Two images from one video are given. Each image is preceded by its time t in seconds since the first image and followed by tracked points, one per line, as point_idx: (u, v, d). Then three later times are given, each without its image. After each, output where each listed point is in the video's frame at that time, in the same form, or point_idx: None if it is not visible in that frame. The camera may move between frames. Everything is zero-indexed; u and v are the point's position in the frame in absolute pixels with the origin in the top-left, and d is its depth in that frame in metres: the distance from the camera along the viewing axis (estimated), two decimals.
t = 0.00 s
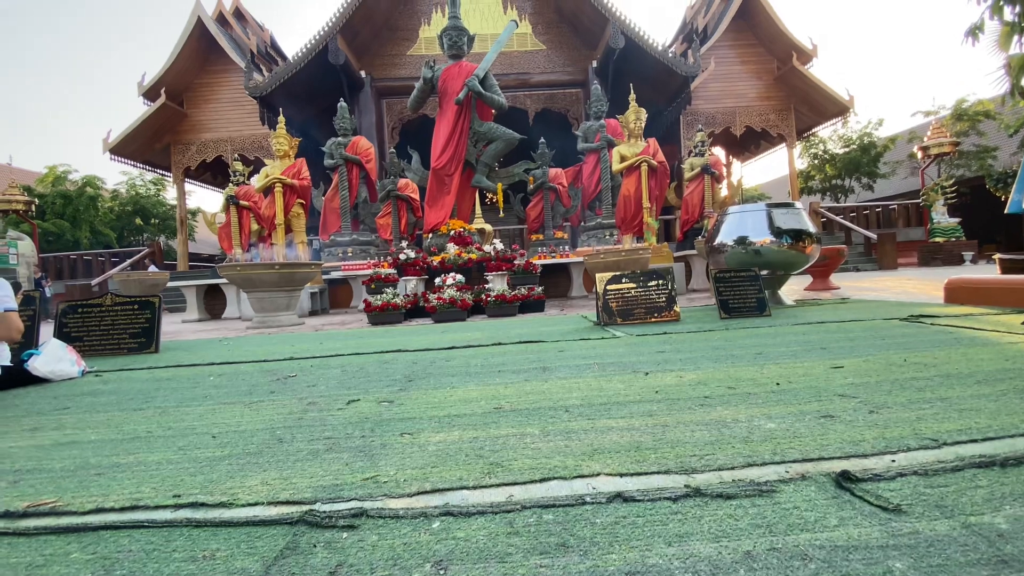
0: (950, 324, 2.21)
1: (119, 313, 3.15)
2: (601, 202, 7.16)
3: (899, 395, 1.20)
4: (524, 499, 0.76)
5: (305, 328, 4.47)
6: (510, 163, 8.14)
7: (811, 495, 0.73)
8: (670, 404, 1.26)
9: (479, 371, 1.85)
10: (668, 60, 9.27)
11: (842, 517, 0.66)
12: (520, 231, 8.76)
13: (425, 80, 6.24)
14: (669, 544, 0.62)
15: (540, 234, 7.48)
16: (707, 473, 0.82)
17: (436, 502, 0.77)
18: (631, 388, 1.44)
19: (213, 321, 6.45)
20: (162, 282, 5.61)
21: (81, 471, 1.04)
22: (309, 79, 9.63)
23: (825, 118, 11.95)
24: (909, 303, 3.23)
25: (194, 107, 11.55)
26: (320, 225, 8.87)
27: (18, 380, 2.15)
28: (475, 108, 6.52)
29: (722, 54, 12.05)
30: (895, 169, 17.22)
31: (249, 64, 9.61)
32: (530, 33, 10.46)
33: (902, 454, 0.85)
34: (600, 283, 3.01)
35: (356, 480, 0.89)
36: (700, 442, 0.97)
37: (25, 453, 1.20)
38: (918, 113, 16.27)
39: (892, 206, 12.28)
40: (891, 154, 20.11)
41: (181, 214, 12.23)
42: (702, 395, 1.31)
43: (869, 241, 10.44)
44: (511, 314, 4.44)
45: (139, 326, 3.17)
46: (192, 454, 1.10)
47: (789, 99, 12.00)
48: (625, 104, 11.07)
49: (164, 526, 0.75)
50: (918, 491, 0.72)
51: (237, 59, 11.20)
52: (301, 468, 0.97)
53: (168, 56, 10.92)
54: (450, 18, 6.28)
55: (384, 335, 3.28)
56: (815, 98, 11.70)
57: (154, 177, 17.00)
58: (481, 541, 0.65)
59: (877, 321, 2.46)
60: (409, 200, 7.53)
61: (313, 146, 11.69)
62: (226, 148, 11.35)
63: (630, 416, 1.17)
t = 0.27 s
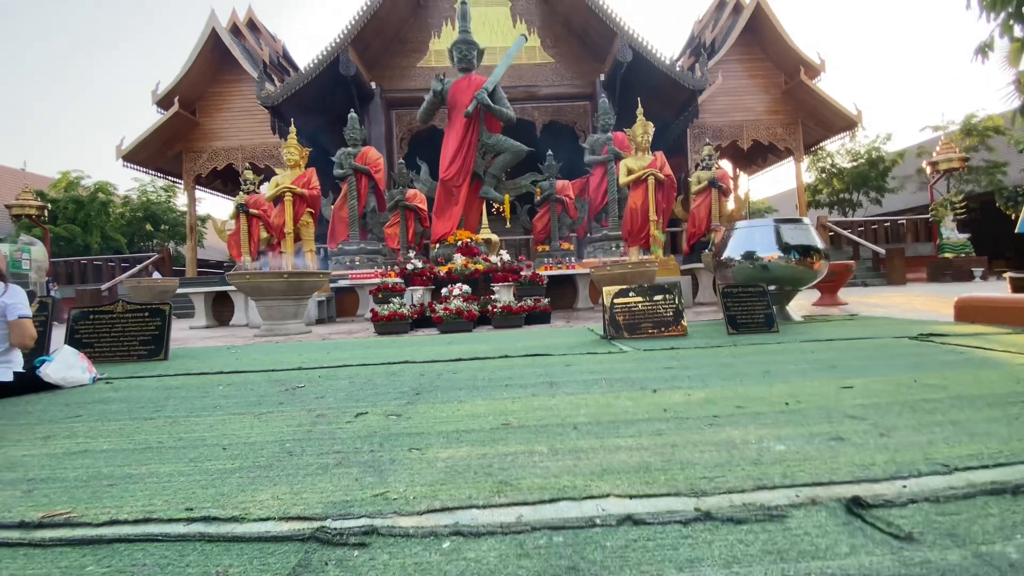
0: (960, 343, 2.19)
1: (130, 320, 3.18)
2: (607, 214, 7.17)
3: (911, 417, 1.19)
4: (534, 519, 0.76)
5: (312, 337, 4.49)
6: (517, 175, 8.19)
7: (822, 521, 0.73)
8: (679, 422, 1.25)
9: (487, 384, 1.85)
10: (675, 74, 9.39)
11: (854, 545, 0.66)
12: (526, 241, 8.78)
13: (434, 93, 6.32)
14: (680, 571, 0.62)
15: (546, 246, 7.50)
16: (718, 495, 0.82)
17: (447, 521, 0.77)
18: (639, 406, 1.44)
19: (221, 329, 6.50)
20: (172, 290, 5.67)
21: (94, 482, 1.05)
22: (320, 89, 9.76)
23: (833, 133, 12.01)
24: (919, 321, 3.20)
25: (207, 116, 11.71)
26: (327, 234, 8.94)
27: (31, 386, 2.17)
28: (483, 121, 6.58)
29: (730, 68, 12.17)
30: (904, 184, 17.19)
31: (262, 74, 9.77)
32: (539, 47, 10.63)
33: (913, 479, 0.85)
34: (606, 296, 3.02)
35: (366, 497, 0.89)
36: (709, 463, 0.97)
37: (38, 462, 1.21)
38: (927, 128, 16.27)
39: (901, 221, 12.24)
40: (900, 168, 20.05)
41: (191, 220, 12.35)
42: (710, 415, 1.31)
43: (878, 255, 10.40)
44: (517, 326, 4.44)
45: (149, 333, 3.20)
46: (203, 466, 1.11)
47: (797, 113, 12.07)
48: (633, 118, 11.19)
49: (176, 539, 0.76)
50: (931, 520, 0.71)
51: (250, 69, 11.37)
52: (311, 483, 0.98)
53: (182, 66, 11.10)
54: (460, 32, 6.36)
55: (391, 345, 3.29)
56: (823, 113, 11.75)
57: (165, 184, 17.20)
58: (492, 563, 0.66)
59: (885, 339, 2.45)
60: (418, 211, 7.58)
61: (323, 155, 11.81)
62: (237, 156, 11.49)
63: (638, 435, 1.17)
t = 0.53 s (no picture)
0: (969, 361, 2.17)
1: (139, 323, 3.20)
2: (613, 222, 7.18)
3: (919, 438, 1.18)
4: (541, 540, 0.76)
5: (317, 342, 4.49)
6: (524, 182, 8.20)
7: (830, 547, 0.73)
8: (686, 440, 1.25)
9: (493, 396, 1.85)
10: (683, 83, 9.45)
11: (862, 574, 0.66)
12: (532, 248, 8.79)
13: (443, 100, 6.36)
14: None
15: (552, 253, 7.50)
16: (725, 518, 0.82)
17: (455, 539, 0.78)
18: (645, 421, 1.44)
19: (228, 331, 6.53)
20: (180, 292, 5.70)
21: (104, 490, 1.06)
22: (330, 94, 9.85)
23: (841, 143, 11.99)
24: (928, 336, 3.18)
25: (217, 119, 11.82)
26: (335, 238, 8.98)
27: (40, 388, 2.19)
28: (491, 129, 6.61)
29: (738, 78, 12.21)
30: (912, 195, 17.13)
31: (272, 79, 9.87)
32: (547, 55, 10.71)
33: (923, 505, 0.84)
34: (612, 307, 3.01)
35: (374, 511, 0.90)
36: (716, 484, 0.97)
37: (48, 468, 1.22)
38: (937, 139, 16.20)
39: (909, 233, 12.19)
40: (908, 180, 19.96)
41: (200, 222, 12.44)
42: (716, 432, 1.31)
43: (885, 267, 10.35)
44: (522, 334, 4.43)
45: (157, 336, 3.21)
46: (212, 476, 1.12)
47: (805, 123, 12.08)
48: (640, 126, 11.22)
49: (186, 553, 0.76)
50: (940, 548, 0.71)
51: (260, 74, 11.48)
52: (319, 495, 0.98)
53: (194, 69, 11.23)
54: (469, 41, 6.41)
55: (396, 352, 3.30)
56: (831, 124, 11.75)
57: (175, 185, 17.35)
58: None
59: (893, 355, 2.44)
60: (424, 216, 7.61)
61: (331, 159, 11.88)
62: (247, 160, 11.59)
63: (644, 452, 1.17)
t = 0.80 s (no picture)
0: (982, 378, 2.15)
1: (150, 328, 3.23)
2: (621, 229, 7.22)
3: (929, 458, 1.18)
4: (549, 558, 0.77)
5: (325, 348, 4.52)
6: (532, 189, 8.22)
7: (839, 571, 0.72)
8: (694, 456, 1.25)
9: (500, 406, 1.86)
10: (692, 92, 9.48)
11: None
12: (539, 255, 8.81)
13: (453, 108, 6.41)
14: None
15: (559, 261, 7.51)
16: (734, 538, 0.82)
17: (464, 555, 0.79)
18: (653, 436, 1.44)
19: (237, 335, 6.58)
20: (191, 295, 5.75)
21: (117, 496, 1.07)
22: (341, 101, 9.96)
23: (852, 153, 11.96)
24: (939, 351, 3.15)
25: (230, 124, 11.96)
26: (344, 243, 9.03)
27: (55, 392, 2.23)
28: (500, 137, 6.64)
29: (747, 87, 12.22)
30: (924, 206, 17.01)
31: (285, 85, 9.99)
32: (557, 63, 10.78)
33: (934, 528, 0.84)
34: (620, 317, 3.01)
35: (383, 524, 0.90)
36: (725, 502, 0.97)
37: (62, 473, 1.24)
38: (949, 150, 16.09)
39: (921, 244, 12.11)
40: (920, 190, 19.81)
41: (211, 225, 12.57)
42: (725, 448, 1.30)
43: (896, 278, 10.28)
44: (529, 342, 4.42)
45: (168, 341, 3.24)
46: (222, 485, 1.13)
47: (815, 132, 12.06)
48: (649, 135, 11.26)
49: (197, 564, 0.77)
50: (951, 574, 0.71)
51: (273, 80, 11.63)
52: (329, 506, 0.99)
53: (208, 76, 11.37)
54: (480, 50, 6.46)
55: (404, 359, 3.31)
56: (842, 134, 11.71)
57: (186, 189, 17.54)
58: None
59: (905, 370, 2.41)
60: (433, 223, 7.65)
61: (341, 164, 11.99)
62: (258, 164, 11.72)
63: (652, 468, 1.17)
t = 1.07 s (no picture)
0: (993, 391, 2.13)
1: (160, 331, 3.25)
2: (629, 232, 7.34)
3: (938, 477, 1.17)
4: None
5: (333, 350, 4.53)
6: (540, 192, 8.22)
7: None
8: (700, 471, 1.25)
9: (506, 415, 1.86)
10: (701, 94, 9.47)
11: None
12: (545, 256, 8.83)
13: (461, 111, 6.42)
14: None
15: (565, 264, 7.51)
16: (737, 562, 0.82)
17: None
18: (659, 450, 1.43)
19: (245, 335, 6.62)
20: (200, 296, 5.78)
21: (126, 508, 1.08)
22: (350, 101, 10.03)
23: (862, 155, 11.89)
24: (949, 361, 3.13)
25: (239, 125, 12.06)
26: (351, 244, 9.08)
27: (67, 395, 2.25)
28: (508, 139, 6.65)
29: (756, 88, 12.18)
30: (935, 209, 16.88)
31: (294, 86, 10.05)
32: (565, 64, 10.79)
33: (942, 553, 0.83)
34: (626, 324, 3.00)
35: (388, 541, 0.91)
36: (730, 522, 0.96)
37: (73, 481, 1.25)
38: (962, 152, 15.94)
39: (932, 249, 12.01)
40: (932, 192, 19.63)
41: (220, 225, 12.67)
42: (731, 464, 1.30)
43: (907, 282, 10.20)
44: (534, 347, 4.41)
45: (177, 344, 3.27)
46: (231, 496, 1.14)
47: (825, 134, 12.01)
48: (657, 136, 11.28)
49: None
50: None
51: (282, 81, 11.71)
52: (335, 521, 1.00)
53: (218, 77, 11.47)
54: (488, 53, 6.46)
55: (410, 364, 3.32)
56: (852, 136, 11.66)
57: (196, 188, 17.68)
58: None
59: (914, 381, 2.39)
60: (440, 225, 7.68)
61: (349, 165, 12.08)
62: (267, 165, 11.82)
63: (657, 484, 1.16)
